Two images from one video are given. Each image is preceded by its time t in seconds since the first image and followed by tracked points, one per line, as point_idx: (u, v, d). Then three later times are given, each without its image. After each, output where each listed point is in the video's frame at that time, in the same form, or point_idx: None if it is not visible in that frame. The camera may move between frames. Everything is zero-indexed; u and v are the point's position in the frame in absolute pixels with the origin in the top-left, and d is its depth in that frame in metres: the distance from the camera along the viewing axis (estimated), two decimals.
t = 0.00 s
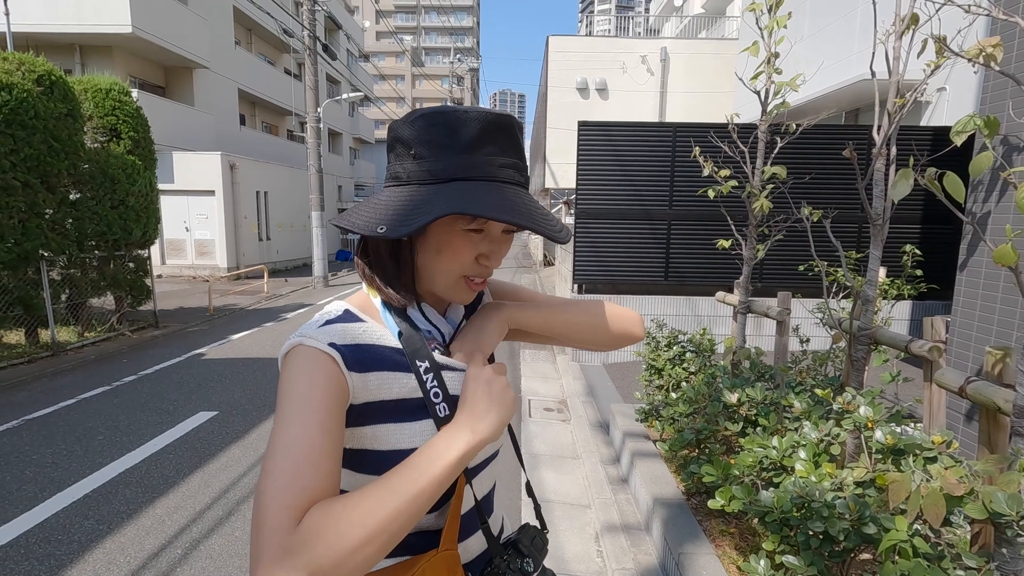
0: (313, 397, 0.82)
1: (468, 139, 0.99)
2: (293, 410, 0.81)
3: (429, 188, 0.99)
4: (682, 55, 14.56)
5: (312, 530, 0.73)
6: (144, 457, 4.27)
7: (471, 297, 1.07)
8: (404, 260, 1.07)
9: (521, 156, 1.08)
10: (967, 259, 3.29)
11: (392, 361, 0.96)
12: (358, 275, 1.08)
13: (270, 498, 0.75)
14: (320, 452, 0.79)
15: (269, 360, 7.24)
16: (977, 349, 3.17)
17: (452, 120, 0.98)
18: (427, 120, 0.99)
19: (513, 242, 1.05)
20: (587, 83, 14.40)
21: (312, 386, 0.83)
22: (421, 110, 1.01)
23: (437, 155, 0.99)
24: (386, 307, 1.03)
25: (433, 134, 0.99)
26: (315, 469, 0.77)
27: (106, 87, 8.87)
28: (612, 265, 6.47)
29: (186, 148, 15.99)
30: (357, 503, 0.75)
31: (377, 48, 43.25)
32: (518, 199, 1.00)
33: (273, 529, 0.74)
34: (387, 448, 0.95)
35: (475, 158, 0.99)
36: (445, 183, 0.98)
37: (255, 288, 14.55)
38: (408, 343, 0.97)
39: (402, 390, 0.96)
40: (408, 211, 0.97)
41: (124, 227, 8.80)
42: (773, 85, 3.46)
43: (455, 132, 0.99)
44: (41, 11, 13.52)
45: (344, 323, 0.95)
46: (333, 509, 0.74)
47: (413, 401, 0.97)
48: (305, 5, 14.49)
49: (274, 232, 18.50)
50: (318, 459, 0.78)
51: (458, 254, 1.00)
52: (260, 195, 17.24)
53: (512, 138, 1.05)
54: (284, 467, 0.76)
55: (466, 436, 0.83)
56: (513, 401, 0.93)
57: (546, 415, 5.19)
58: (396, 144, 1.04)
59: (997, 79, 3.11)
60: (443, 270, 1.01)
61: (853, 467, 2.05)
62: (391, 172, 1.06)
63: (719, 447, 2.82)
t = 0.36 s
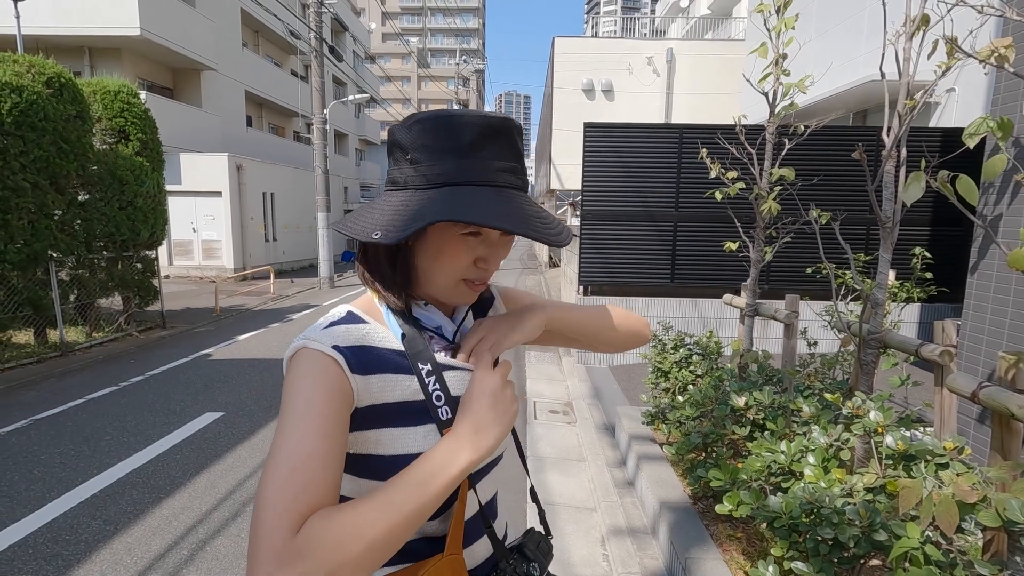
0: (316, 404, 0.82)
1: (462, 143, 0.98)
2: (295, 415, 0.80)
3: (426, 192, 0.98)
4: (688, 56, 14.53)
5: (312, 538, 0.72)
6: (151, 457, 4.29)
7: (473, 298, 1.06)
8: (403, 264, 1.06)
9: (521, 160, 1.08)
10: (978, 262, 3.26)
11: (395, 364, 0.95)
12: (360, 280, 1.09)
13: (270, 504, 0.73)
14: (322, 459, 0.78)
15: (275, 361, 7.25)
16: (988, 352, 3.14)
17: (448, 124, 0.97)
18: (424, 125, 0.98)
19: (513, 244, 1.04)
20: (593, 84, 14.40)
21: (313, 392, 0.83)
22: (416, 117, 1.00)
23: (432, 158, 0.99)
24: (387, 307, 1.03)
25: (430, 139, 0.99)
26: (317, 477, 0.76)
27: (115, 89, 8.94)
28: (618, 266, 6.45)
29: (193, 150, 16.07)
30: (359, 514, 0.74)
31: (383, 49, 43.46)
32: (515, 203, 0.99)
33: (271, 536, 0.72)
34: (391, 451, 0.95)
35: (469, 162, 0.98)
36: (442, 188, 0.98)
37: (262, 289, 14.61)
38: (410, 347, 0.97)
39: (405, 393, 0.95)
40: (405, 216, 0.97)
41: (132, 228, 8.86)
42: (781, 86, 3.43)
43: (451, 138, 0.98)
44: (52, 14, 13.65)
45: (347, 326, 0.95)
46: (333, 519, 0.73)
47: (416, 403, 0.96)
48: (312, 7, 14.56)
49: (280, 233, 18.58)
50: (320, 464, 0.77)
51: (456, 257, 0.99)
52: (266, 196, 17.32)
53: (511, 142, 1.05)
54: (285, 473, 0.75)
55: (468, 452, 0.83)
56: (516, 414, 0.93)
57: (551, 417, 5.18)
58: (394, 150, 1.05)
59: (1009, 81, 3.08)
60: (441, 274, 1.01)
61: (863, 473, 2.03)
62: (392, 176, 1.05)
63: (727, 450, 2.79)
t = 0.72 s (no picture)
0: (333, 430, 0.82)
1: (415, 126, 1.03)
2: (318, 447, 0.80)
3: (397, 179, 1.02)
4: (690, 58, 14.55)
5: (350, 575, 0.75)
6: (153, 459, 4.29)
7: (470, 281, 1.08)
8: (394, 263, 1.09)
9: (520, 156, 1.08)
10: (982, 265, 3.26)
11: (408, 366, 0.95)
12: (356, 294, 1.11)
13: (304, 545, 0.76)
14: (345, 487, 0.79)
15: (277, 363, 7.25)
16: (993, 355, 3.14)
17: (402, 109, 1.02)
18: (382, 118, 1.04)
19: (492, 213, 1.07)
20: (595, 86, 14.43)
21: (329, 419, 0.82)
22: (370, 117, 1.06)
23: (393, 144, 1.03)
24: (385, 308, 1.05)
25: (389, 127, 1.04)
26: (346, 512, 0.78)
27: (117, 91, 8.96)
28: (620, 269, 6.45)
29: (195, 151, 16.09)
30: (390, 546, 0.76)
31: (384, 51, 43.59)
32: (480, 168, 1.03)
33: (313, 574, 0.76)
34: (410, 456, 0.93)
35: (428, 135, 1.02)
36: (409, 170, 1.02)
37: (263, 290, 14.62)
38: (420, 347, 0.96)
39: (419, 396, 0.95)
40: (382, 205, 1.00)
41: (134, 230, 8.88)
42: (784, 89, 3.43)
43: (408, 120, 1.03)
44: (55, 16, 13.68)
45: (353, 335, 0.94)
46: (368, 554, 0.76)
47: (429, 404, 0.95)
48: (314, 9, 14.60)
49: (282, 234, 18.60)
50: (345, 493, 0.79)
51: (443, 234, 1.02)
52: (268, 198, 17.35)
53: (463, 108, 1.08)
54: (315, 510, 0.77)
55: (489, 464, 0.85)
56: (532, 414, 0.94)
57: (553, 419, 5.17)
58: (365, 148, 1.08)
59: (1013, 84, 3.08)
60: (433, 256, 1.03)
61: (869, 477, 2.02)
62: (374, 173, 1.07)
63: (731, 453, 2.78)
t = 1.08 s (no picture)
0: (354, 412, 0.84)
1: (437, 124, 1.06)
2: (337, 426, 0.82)
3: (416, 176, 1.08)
4: (690, 60, 14.58)
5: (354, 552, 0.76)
6: (155, 460, 4.30)
7: (481, 280, 1.08)
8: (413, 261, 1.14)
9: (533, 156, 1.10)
10: (981, 266, 3.28)
11: (421, 359, 0.97)
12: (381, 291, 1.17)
13: (313, 522, 0.77)
14: (359, 467, 0.80)
15: (278, 364, 7.27)
16: (991, 356, 3.16)
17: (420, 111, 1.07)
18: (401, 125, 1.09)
19: (506, 210, 1.09)
20: (595, 88, 14.48)
21: (352, 399, 0.85)
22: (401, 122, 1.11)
23: (416, 141, 1.06)
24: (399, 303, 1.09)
25: (411, 129, 1.08)
26: (358, 491, 0.79)
27: (119, 93, 8.96)
28: (620, 270, 6.47)
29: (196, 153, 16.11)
30: (398, 524, 0.77)
31: (384, 53, 43.73)
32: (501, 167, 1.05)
33: (319, 549, 0.77)
34: (421, 448, 0.95)
35: (442, 134, 1.05)
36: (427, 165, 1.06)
37: (264, 292, 14.63)
38: (436, 344, 0.99)
39: (430, 391, 0.97)
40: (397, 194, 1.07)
41: (136, 231, 8.91)
42: (784, 92, 3.45)
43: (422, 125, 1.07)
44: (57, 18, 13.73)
45: (377, 323, 0.97)
46: (375, 532, 0.76)
47: (442, 400, 0.97)
48: (314, 11, 14.64)
49: (283, 236, 18.63)
50: (358, 473, 0.80)
51: (452, 229, 1.05)
52: (269, 200, 17.38)
53: (479, 110, 1.09)
54: (329, 485, 0.78)
55: (496, 451, 0.86)
56: (542, 407, 0.95)
57: (554, 420, 5.18)
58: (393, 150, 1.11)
59: (1012, 87, 3.11)
60: (444, 251, 1.07)
61: (869, 476, 2.04)
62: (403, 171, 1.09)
63: (731, 453, 2.80)
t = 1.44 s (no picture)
0: (339, 399, 0.87)
1: (450, 129, 1.09)
2: (317, 412, 0.85)
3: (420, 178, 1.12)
4: (691, 62, 14.60)
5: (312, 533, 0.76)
6: (158, 460, 4.32)
7: (472, 283, 1.09)
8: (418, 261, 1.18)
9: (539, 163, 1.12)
10: (981, 268, 3.29)
11: (415, 358, 1.02)
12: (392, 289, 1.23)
13: (282, 498, 0.78)
14: (336, 453, 0.83)
15: (280, 365, 7.29)
16: (991, 358, 3.17)
17: (428, 118, 1.12)
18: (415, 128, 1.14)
19: (503, 213, 1.10)
20: (596, 90, 14.51)
21: (334, 389, 0.87)
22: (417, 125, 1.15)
23: (425, 144, 1.10)
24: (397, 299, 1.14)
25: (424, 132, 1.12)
26: (328, 476, 0.81)
27: (122, 95, 8.95)
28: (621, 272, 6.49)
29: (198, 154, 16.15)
30: (360, 510, 0.78)
31: (385, 55, 43.87)
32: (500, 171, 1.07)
33: (279, 526, 0.77)
34: (413, 441, 1.00)
35: (447, 138, 1.08)
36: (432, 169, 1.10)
37: (265, 294, 14.67)
38: (432, 344, 1.04)
39: (423, 389, 1.01)
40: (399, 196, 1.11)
41: (139, 233, 8.94)
42: (784, 94, 3.46)
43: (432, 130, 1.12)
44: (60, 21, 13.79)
45: (375, 319, 1.02)
46: (338, 515, 0.77)
47: (434, 399, 1.02)
48: (317, 13, 14.68)
49: (284, 238, 18.68)
50: (335, 459, 0.82)
51: (446, 229, 1.08)
52: (270, 201, 17.42)
53: (485, 114, 1.11)
54: (301, 466, 0.81)
55: (465, 458, 0.86)
56: (521, 421, 0.94)
57: (555, 421, 5.19)
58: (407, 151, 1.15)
59: (1011, 89, 3.12)
60: (438, 251, 1.10)
61: (868, 476, 2.05)
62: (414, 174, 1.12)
63: (732, 454, 2.81)
